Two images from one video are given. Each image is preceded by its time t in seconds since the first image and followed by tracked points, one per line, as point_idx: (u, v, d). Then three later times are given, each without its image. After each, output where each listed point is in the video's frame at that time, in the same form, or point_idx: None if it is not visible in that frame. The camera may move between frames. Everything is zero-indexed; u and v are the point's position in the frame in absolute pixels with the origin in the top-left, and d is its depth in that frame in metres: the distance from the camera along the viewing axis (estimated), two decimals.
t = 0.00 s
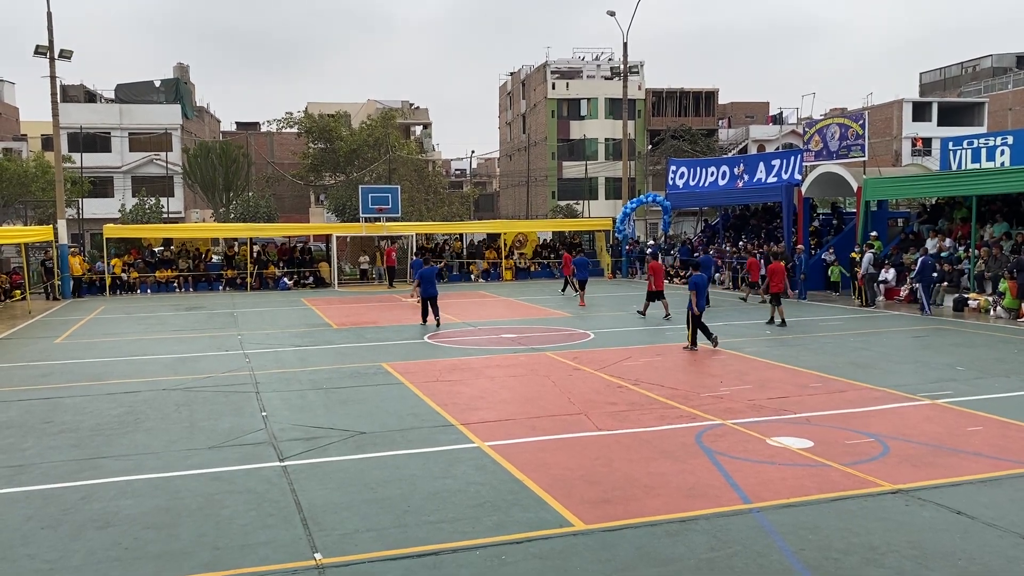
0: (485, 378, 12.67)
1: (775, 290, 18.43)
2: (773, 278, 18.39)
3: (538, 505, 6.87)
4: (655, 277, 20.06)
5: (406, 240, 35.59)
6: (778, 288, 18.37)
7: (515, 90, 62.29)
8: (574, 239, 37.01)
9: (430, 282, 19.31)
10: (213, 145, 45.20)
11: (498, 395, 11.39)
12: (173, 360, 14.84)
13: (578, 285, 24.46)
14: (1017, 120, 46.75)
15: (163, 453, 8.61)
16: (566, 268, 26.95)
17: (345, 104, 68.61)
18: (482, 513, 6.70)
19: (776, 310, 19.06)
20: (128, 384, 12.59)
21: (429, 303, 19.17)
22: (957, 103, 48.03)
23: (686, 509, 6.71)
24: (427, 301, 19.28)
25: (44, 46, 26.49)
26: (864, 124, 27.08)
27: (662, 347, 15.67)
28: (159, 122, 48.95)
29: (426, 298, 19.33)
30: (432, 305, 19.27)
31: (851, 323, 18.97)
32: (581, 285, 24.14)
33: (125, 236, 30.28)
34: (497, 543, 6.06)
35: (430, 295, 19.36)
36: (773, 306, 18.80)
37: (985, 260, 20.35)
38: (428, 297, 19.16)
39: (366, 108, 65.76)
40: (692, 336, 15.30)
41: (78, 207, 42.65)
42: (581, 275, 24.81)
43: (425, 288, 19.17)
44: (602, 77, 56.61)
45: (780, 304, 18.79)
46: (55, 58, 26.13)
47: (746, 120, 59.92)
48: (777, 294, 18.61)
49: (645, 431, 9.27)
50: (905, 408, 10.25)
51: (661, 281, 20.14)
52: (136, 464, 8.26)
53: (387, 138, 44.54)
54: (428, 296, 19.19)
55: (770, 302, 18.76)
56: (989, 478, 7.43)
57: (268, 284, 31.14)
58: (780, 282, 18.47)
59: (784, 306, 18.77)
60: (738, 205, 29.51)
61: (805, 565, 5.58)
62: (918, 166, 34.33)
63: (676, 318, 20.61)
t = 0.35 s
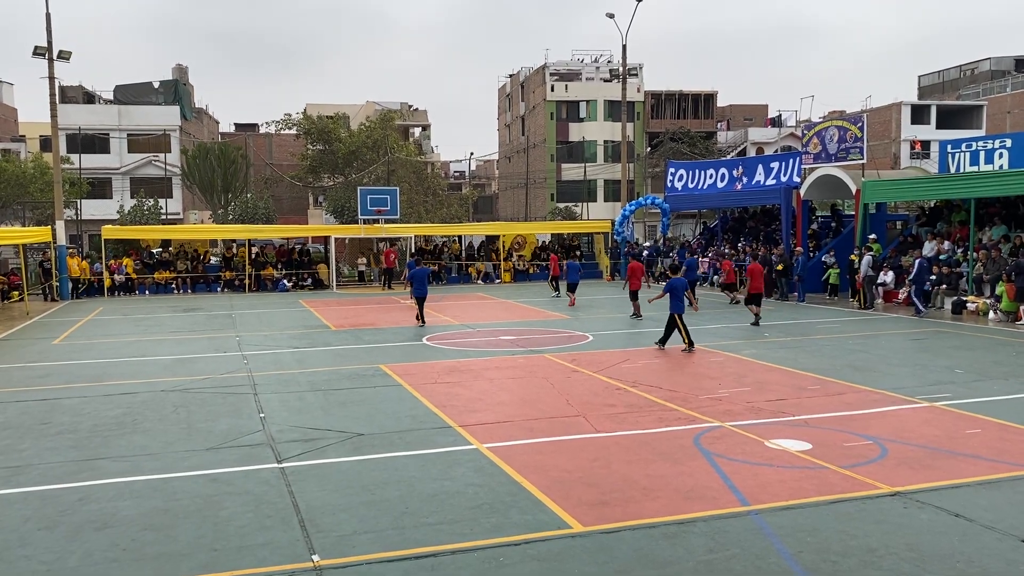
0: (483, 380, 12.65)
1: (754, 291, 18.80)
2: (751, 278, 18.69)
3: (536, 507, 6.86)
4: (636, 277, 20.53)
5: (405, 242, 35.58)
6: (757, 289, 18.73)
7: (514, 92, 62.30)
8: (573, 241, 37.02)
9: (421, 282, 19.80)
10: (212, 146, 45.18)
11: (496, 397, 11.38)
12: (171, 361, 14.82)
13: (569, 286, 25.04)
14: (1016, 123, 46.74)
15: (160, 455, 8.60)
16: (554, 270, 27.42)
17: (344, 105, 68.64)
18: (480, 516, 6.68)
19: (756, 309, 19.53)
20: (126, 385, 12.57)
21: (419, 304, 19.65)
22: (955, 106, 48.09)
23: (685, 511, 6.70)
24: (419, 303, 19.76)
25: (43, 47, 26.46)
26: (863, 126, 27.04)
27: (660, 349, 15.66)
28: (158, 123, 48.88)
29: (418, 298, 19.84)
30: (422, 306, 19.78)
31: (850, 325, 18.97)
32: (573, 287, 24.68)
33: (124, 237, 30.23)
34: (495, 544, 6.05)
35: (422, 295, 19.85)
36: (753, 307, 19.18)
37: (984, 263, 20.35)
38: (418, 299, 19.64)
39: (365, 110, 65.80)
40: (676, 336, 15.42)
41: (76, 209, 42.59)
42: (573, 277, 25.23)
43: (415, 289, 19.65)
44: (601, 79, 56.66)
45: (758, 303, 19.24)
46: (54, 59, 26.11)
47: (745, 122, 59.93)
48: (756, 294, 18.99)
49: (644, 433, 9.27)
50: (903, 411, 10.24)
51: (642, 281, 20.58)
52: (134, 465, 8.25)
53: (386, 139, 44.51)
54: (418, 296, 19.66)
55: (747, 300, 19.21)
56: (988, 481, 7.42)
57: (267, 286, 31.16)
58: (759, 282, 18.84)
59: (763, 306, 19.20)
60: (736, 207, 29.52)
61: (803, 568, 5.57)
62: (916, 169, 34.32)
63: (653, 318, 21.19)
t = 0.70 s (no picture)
0: (482, 382, 12.67)
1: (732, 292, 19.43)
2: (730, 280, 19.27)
3: (534, 509, 6.87)
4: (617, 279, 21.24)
5: (404, 244, 35.61)
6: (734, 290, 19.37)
7: (513, 95, 62.38)
8: (572, 243, 37.08)
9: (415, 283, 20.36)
10: (211, 148, 45.18)
11: (496, 399, 11.39)
12: (171, 363, 14.83)
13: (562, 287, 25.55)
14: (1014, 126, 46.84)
15: (159, 457, 8.61)
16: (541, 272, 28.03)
17: (344, 108, 68.68)
18: (479, 518, 6.69)
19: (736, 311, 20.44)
20: (125, 387, 12.59)
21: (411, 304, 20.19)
22: (953, 109, 48.19)
23: (683, 514, 6.71)
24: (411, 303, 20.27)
25: (43, 48, 26.50)
26: (862, 130, 26.97)
27: (659, 352, 15.68)
28: (158, 125, 48.83)
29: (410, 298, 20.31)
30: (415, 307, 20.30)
31: (848, 328, 19.00)
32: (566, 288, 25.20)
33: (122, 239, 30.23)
34: (494, 546, 6.06)
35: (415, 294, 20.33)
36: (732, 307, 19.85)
37: (982, 266, 20.40)
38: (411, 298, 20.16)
39: (364, 112, 65.87)
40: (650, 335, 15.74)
41: (75, 211, 42.56)
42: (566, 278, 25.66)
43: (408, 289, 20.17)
44: (600, 82, 56.72)
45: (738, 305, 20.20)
46: (54, 61, 26.14)
47: (744, 125, 59.99)
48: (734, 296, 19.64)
49: (642, 435, 9.28)
50: (901, 413, 10.27)
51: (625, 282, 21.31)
52: (133, 467, 8.26)
53: (385, 141, 44.57)
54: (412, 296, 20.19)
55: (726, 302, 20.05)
56: (984, 484, 7.45)
57: (266, 288, 31.19)
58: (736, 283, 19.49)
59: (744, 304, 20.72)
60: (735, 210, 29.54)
61: (801, 570, 5.59)
62: (915, 172, 34.36)
63: (634, 317, 21.81)
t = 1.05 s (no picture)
0: (482, 384, 12.64)
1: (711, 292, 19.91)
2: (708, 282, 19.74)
3: (534, 511, 6.86)
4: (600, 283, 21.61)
5: (403, 245, 35.60)
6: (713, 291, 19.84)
7: (513, 96, 62.38)
8: (571, 245, 37.09)
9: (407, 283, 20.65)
10: (211, 148, 45.13)
11: (495, 401, 11.37)
12: (169, 364, 14.81)
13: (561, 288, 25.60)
14: (1013, 129, 46.86)
15: (158, 458, 8.59)
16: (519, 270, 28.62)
17: (343, 109, 68.68)
18: (477, 520, 6.67)
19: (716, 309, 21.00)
20: (124, 388, 12.57)
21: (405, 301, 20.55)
22: (953, 112, 48.21)
23: (682, 516, 6.70)
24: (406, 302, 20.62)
25: (42, 49, 26.49)
26: (861, 132, 26.92)
27: (659, 354, 15.67)
28: (157, 126, 48.83)
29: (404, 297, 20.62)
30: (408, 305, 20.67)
31: (848, 331, 19.00)
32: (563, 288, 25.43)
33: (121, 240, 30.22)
34: (492, 549, 6.04)
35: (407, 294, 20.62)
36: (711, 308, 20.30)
37: (981, 269, 20.42)
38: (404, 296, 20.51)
39: (364, 113, 65.88)
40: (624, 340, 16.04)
41: (74, 212, 42.55)
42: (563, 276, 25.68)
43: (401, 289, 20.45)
44: (599, 84, 56.67)
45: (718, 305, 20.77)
46: (53, 61, 26.14)
47: (743, 127, 60.02)
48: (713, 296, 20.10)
49: (642, 438, 9.27)
50: (901, 416, 10.26)
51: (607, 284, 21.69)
52: (131, 468, 8.24)
53: (384, 143, 44.60)
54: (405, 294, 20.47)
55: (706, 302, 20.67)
56: (984, 486, 7.44)
57: (265, 289, 31.16)
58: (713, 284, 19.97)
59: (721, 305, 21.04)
60: (735, 212, 29.54)
61: (800, 573, 5.57)
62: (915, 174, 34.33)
63: (617, 318, 22.48)
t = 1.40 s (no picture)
0: (482, 386, 12.63)
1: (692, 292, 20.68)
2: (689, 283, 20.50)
3: (533, 513, 6.85)
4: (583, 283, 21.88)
5: (403, 246, 35.61)
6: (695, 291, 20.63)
7: (513, 98, 62.40)
8: (572, 247, 37.10)
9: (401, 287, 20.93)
10: (211, 150, 45.10)
11: (495, 403, 11.36)
12: (169, 365, 14.81)
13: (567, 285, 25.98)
14: (1014, 132, 46.91)
15: (158, 459, 8.59)
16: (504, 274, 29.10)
17: (344, 110, 68.71)
18: (477, 522, 6.67)
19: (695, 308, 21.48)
20: (124, 389, 12.55)
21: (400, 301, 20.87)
22: (953, 115, 48.23)
23: (681, 518, 6.69)
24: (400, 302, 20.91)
25: (43, 50, 26.51)
26: (862, 134, 26.90)
27: (659, 356, 15.67)
28: (158, 127, 48.85)
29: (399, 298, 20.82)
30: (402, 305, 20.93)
31: (848, 333, 19.00)
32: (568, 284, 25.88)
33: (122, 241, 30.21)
34: (491, 551, 6.03)
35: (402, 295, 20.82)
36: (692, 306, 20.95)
37: (981, 271, 20.43)
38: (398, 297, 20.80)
39: (364, 114, 65.92)
40: (609, 340, 16.50)
41: (75, 213, 42.54)
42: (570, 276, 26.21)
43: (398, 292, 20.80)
44: (600, 86, 56.63)
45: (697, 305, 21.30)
46: (54, 62, 26.14)
47: (744, 130, 60.04)
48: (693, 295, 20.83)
49: (642, 440, 9.25)
50: (901, 419, 10.25)
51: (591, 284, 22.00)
52: (130, 469, 8.24)
53: (385, 144, 44.63)
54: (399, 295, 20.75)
55: (684, 303, 21.33)
56: (984, 489, 7.43)
57: (266, 290, 31.12)
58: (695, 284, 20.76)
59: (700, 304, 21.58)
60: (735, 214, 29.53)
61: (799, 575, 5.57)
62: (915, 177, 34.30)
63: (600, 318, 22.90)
